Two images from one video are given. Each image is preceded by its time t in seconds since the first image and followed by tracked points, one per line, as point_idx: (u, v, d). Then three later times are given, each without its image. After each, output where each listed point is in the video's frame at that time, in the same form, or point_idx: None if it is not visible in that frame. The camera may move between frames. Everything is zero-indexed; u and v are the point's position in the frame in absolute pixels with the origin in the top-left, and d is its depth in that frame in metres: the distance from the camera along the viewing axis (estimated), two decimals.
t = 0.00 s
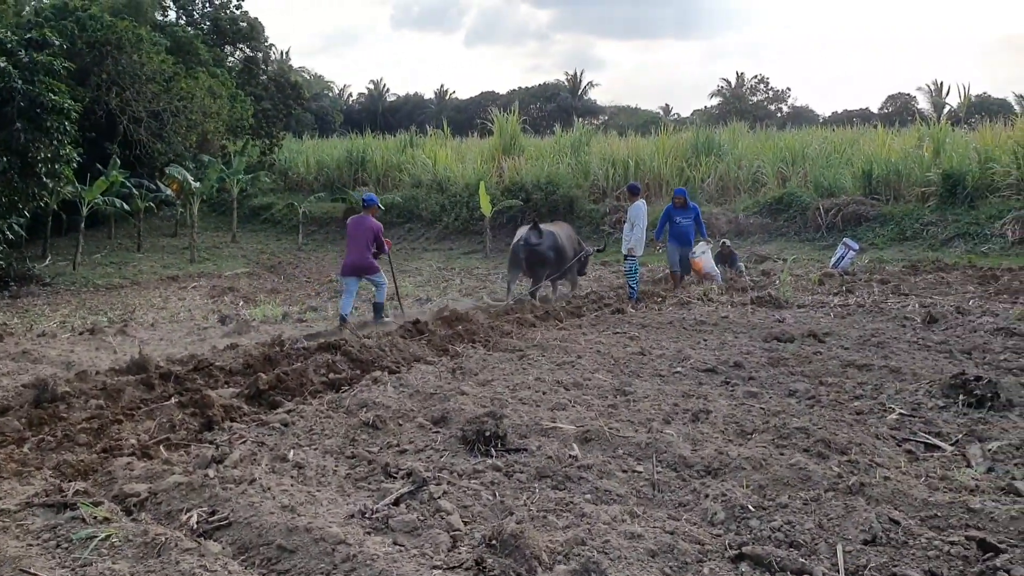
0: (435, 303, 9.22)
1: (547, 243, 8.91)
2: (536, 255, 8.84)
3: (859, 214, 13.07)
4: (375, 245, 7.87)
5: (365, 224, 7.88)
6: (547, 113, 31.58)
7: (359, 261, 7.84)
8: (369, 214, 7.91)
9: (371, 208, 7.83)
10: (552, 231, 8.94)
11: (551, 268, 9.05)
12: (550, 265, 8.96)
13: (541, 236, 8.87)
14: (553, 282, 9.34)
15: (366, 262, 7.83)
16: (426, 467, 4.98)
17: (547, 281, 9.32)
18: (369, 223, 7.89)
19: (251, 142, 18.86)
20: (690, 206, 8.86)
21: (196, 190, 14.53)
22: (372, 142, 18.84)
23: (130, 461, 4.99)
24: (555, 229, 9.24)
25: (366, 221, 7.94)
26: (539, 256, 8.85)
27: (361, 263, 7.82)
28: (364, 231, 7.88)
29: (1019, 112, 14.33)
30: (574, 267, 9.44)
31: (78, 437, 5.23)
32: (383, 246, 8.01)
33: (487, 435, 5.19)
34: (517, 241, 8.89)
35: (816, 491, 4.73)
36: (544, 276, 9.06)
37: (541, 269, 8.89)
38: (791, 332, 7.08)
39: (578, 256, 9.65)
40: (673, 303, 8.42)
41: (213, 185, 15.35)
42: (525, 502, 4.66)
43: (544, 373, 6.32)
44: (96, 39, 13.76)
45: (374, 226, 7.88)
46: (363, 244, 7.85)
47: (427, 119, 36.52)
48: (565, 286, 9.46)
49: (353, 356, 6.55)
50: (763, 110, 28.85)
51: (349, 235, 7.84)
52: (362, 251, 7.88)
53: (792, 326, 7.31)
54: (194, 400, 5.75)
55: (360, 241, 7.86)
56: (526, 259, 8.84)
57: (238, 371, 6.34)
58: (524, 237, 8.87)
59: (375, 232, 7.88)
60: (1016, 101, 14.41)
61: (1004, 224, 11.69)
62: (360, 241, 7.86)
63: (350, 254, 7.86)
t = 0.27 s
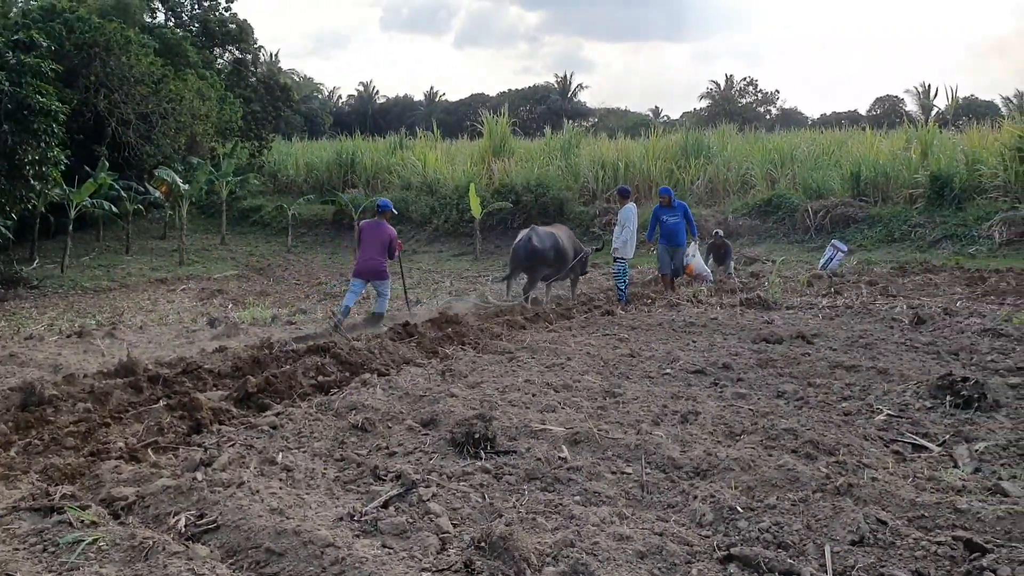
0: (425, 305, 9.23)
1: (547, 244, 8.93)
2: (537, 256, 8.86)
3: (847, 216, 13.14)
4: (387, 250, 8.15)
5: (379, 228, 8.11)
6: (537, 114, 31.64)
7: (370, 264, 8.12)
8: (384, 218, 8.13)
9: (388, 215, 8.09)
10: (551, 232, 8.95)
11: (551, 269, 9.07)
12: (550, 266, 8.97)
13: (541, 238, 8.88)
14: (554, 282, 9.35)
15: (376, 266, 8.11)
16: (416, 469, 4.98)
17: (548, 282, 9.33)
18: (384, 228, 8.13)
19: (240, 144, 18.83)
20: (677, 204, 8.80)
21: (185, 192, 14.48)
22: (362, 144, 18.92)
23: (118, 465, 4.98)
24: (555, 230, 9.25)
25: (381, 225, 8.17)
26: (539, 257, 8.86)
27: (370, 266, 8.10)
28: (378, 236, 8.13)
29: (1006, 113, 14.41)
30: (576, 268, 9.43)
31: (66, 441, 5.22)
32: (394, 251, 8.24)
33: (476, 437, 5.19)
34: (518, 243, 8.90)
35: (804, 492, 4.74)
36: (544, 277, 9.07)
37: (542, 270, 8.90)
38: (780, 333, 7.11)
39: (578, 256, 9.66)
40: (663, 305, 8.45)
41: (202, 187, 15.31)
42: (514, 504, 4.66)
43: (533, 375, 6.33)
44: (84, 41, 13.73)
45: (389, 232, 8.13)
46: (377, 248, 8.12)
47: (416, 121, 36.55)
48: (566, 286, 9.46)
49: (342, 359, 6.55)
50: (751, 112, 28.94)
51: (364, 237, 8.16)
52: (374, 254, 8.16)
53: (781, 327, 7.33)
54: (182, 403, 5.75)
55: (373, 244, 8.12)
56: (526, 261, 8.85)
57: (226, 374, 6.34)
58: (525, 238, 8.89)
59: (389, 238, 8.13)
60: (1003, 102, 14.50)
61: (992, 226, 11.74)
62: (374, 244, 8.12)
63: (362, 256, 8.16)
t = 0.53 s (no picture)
0: (412, 307, 9.24)
1: (543, 247, 8.94)
2: (532, 259, 8.88)
3: (832, 218, 13.21)
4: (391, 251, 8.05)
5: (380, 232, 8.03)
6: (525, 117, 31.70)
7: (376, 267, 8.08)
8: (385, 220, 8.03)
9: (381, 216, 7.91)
10: (549, 236, 8.96)
11: (545, 271, 9.10)
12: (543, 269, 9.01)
13: (539, 241, 8.88)
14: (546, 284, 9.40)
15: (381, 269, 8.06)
16: (400, 472, 4.98)
17: (540, 283, 9.37)
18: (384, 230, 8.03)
19: (226, 146, 18.78)
20: (664, 206, 8.77)
21: (170, 195, 14.43)
22: (349, 146, 18.90)
23: (101, 469, 4.97)
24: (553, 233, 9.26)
25: (383, 227, 8.07)
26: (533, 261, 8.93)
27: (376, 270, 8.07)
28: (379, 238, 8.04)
29: (990, 116, 14.50)
30: (569, 271, 9.47)
31: (48, 445, 5.20)
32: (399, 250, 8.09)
33: (462, 440, 5.20)
34: (515, 244, 8.92)
35: (788, 493, 4.76)
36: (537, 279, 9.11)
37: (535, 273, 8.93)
38: (765, 335, 7.14)
39: (573, 259, 9.69)
40: (649, 307, 8.48)
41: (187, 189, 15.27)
42: (499, 507, 4.66)
43: (519, 377, 6.34)
44: (69, 43, 13.65)
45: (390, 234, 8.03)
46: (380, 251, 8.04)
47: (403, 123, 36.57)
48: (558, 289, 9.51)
49: (327, 362, 6.55)
50: (737, 115, 29.05)
51: (366, 241, 8.15)
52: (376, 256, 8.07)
53: (766, 330, 7.37)
54: (166, 406, 5.74)
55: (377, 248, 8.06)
56: (521, 262, 8.88)
57: (211, 377, 6.33)
58: (522, 239, 8.89)
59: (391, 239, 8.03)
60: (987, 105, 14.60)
61: (976, 228, 11.82)
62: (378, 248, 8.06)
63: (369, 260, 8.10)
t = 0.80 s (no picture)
0: (398, 310, 9.24)
1: (536, 251, 8.98)
2: (525, 262, 8.92)
3: (817, 220, 13.28)
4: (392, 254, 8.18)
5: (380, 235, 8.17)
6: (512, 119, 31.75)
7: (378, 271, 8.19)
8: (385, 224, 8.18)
9: (379, 219, 8.04)
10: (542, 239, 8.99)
11: (538, 274, 9.14)
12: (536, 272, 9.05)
13: (532, 244, 8.92)
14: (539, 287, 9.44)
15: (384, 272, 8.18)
16: (385, 475, 4.98)
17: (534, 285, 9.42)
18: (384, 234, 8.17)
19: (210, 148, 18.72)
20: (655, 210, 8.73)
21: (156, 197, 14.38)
22: (334, 148, 18.88)
23: (84, 473, 4.96)
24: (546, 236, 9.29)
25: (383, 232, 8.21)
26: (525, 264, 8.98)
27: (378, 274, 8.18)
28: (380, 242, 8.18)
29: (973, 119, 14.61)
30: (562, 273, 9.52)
31: (30, 449, 5.18)
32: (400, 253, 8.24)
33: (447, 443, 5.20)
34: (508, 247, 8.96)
35: (772, 494, 4.78)
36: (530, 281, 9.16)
37: (529, 276, 8.97)
38: (750, 337, 7.18)
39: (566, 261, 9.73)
40: (635, 309, 8.50)
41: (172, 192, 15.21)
42: (484, 509, 4.66)
43: (505, 380, 6.35)
44: (52, 45, 13.58)
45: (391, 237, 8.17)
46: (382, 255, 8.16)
47: (390, 126, 36.57)
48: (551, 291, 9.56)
49: (312, 365, 6.55)
50: (722, 118, 29.17)
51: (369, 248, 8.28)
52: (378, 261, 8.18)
53: (751, 331, 7.40)
54: (150, 410, 5.72)
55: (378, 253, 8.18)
56: (514, 265, 8.92)
57: (195, 381, 6.31)
58: (516, 243, 8.94)
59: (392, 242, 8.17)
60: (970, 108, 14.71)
61: (960, 230, 11.91)
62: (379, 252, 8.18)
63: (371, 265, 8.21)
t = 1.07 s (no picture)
0: (386, 313, 9.23)
1: (533, 248, 9.09)
2: (523, 260, 9.03)
3: (804, 222, 13.33)
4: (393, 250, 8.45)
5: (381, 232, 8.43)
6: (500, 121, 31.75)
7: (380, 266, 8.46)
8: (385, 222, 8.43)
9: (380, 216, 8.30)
10: (537, 237, 9.12)
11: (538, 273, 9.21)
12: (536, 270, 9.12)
13: (528, 242, 9.05)
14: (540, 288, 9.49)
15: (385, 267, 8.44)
16: (373, 478, 4.97)
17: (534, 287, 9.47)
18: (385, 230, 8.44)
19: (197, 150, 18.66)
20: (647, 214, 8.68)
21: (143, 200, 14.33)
22: (322, 151, 18.87)
23: (70, 477, 4.94)
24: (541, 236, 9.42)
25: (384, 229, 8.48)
26: (523, 262, 9.07)
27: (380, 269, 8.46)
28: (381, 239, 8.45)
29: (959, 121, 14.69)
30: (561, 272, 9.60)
31: (16, 453, 5.16)
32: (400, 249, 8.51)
33: (435, 445, 5.20)
34: (504, 247, 9.09)
35: (760, 496, 4.79)
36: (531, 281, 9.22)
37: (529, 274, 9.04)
38: (738, 338, 7.20)
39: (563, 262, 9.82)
40: (623, 311, 8.52)
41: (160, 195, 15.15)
42: (473, 511, 4.66)
43: (493, 382, 6.36)
44: (38, 47, 13.58)
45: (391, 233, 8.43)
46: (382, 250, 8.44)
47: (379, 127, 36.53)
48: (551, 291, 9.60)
49: (300, 368, 6.54)
50: (710, 120, 29.23)
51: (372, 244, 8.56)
52: (379, 255, 8.43)
53: (738, 333, 7.42)
54: (137, 413, 5.71)
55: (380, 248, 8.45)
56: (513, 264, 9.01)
57: (182, 384, 6.30)
58: (512, 243, 9.07)
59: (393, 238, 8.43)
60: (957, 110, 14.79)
61: (946, 232, 11.97)
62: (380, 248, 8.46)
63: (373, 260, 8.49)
